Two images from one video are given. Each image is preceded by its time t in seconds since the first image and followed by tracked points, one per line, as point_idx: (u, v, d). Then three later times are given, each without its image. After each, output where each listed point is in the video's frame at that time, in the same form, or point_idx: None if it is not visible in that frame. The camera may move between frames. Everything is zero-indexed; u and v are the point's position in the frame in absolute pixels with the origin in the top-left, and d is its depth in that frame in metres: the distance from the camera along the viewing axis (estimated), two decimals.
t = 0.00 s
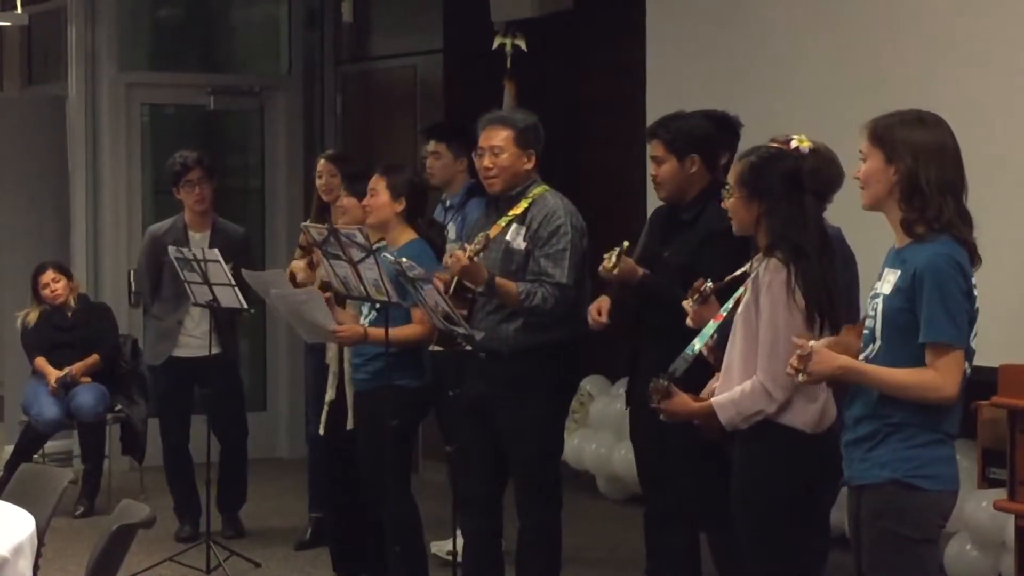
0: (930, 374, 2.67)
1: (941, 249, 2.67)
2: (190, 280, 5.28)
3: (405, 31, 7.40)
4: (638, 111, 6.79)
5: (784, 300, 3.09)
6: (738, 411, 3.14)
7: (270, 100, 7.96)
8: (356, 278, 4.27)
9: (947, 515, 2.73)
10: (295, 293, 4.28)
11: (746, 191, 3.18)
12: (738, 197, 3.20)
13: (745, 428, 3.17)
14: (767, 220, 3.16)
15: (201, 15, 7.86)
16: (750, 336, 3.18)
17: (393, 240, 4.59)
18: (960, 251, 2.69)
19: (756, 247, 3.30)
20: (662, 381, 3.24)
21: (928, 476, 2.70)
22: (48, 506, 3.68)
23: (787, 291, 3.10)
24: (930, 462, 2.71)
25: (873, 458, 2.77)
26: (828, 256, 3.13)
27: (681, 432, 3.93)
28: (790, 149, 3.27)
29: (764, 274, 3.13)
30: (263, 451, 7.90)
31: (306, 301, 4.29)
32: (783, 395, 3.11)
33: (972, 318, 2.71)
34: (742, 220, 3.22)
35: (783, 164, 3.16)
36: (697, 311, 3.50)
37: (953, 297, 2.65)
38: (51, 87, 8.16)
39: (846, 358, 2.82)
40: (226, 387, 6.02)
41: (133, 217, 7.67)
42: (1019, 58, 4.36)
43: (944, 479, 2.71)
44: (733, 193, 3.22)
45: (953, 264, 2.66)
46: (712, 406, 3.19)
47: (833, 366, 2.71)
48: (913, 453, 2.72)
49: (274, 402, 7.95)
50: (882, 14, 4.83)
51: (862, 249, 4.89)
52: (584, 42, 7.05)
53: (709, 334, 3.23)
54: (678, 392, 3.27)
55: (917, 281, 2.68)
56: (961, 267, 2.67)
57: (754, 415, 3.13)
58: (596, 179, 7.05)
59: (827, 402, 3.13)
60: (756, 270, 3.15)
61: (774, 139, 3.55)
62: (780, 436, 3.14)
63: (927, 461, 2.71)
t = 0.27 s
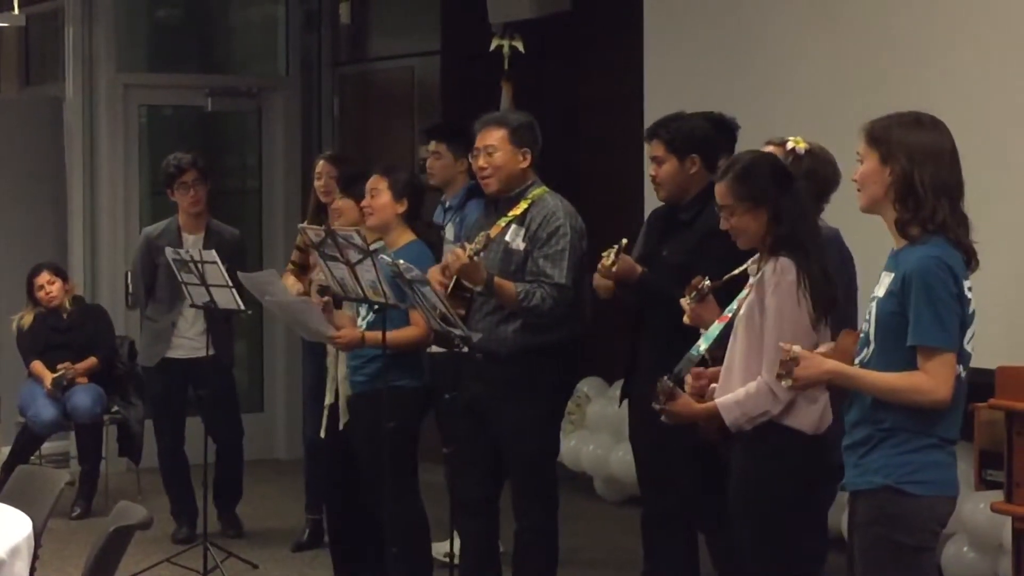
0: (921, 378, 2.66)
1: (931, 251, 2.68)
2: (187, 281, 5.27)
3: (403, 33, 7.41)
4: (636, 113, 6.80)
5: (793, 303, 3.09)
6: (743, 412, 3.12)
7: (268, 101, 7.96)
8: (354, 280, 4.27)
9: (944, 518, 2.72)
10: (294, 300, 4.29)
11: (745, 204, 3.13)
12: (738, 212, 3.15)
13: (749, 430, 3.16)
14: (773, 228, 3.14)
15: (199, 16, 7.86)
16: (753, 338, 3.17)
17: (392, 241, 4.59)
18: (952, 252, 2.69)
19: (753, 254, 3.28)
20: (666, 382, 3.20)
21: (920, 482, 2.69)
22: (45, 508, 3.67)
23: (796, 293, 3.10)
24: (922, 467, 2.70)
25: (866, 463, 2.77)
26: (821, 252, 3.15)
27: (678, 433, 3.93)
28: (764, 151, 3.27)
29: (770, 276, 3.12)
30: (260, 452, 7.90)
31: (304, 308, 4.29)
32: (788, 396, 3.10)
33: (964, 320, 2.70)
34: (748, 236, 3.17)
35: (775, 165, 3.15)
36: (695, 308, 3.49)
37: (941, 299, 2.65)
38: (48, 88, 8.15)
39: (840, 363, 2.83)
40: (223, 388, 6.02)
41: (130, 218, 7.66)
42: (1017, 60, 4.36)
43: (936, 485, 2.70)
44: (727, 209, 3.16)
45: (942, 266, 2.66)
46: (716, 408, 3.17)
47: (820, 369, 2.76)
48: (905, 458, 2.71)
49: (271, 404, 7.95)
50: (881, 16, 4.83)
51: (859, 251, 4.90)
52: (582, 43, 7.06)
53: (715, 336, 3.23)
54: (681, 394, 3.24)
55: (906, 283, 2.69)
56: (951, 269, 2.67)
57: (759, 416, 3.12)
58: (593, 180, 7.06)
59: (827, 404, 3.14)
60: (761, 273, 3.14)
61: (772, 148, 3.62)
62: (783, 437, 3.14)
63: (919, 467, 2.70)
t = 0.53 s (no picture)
0: (910, 379, 2.66)
1: (920, 251, 2.68)
2: (185, 280, 5.28)
3: (400, 32, 7.41)
4: (633, 112, 6.80)
5: (799, 297, 3.10)
6: (748, 412, 3.12)
7: (265, 100, 7.96)
8: (352, 279, 4.27)
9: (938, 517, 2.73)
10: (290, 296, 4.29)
11: (745, 202, 3.13)
12: (739, 211, 3.14)
13: (752, 429, 3.16)
14: (774, 228, 3.14)
15: (196, 14, 7.86)
16: (753, 336, 3.17)
17: (390, 241, 4.59)
18: (942, 250, 2.69)
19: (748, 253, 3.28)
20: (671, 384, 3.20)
21: (909, 482, 2.69)
22: (42, 506, 3.67)
23: (800, 294, 3.11)
24: (912, 468, 2.70)
25: (858, 463, 2.78)
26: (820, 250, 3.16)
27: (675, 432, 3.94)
28: (757, 150, 3.27)
29: (772, 275, 3.12)
30: (258, 451, 7.89)
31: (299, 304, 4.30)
32: (791, 395, 3.10)
33: (954, 318, 2.70)
34: (750, 238, 3.17)
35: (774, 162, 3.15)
36: (693, 307, 3.50)
37: (930, 299, 2.65)
38: (45, 87, 8.15)
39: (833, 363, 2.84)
40: (221, 387, 6.02)
41: (128, 216, 7.66)
42: (1014, 59, 4.37)
43: (927, 485, 2.69)
44: (727, 210, 3.15)
45: (929, 265, 2.66)
46: (720, 408, 3.16)
47: (809, 369, 2.78)
48: (895, 458, 2.72)
49: (269, 403, 7.94)
50: (878, 16, 4.84)
51: (857, 250, 4.90)
52: (579, 43, 7.06)
53: (718, 336, 3.31)
54: (685, 395, 3.23)
55: (895, 283, 2.70)
56: (939, 269, 2.67)
57: (763, 416, 3.12)
58: (591, 180, 7.06)
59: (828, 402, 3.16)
60: (762, 271, 3.15)
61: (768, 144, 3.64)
62: (784, 436, 3.14)
63: (908, 467, 2.70)
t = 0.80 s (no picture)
0: (903, 375, 2.67)
1: (913, 250, 2.68)
2: (185, 278, 5.28)
3: (401, 31, 7.41)
4: (633, 111, 6.80)
5: (798, 296, 3.10)
6: (747, 411, 3.12)
7: (265, 99, 7.96)
8: (353, 277, 4.27)
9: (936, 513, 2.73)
10: (285, 284, 4.32)
11: (749, 198, 3.13)
12: (742, 206, 3.14)
13: (751, 427, 3.16)
14: (774, 226, 3.14)
15: (196, 13, 7.86)
16: (754, 334, 3.17)
17: (390, 238, 4.59)
18: (936, 249, 2.69)
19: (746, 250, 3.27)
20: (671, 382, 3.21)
21: (903, 477, 2.70)
22: (42, 504, 3.67)
23: (801, 293, 3.11)
24: (906, 462, 2.70)
25: (852, 458, 2.78)
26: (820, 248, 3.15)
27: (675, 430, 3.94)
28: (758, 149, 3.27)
29: (772, 274, 3.11)
30: (258, 449, 7.89)
31: (295, 292, 4.33)
32: (790, 393, 3.12)
33: (948, 318, 2.70)
34: (751, 234, 3.17)
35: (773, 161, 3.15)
36: (693, 307, 3.50)
37: (922, 297, 2.65)
38: (46, 85, 8.15)
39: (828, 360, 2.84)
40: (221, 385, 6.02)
41: (128, 214, 7.66)
42: (1014, 57, 4.37)
43: (921, 480, 2.70)
44: (730, 205, 3.15)
45: (921, 264, 2.66)
46: (719, 406, 3.17)
47: (805, 365, 2.78)
48: (889, 453, 2.72)
49: (269, 401, 7.94)
50: (878, 14, 4.84)
51: (858, 248, 4.90)
52: (580, 41, 7.06)
53: (718, 333, 3.29)
54: (685, 393, 3.24)
55: (888, 281, 2.70)
56: (932, 267, 2.67)
57: (762, 413, 3.12)
58: (591, 178, 7.06)
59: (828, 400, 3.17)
60: (762, 269, 3.14)
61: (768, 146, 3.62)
62: (785, 435, 3.14)
63: (902, 462, 2.70)
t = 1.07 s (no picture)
0: (903, 373, 2.67)
1: (913, 249, 2.68)
2: (189, 277, 5.28)
3: (404, 29, 7.41)
4: (636, 110, 6.80)
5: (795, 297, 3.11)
6: (747, 410, 3.12)
7: (268, 97, 7.95)
8: (355, 276, 4.27)
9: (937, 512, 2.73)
10: (289, 294, 4.30)
11: (741, 192, 3.12)
12: (735, 200, 3.14)
13: (752, 427, 3.16)
14: (768, 218, 3.12)
15: (200, 11, 7.86)
16: (755, 334, 3.17)
17: (392, 236, 4.58)
18: (936, 248, 2.69)
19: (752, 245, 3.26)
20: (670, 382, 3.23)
21: (906, 473, 2.70)
22: (46, 502, 3.67)
23: (797, 291, 3.11)
24: (908, 459, 2.70)
25: (854, 455, 2.78)
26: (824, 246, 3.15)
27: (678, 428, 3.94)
28: (770, 146, 3.25)
29: (771, 273, 3.13)
30: (261, 448, 7.89)
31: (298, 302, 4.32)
32: (791, 393, 3.11)
33: (949, 317, 2.70)
34: (743, 225, 3.16)
35: (779, 161, 3.13)
36: (695, 307, 3.50)
37: (922, 297, 2.66)
38: (49, 83, 8.15)
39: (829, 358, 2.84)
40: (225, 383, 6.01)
41: (131, 213, 7.66)
42: (1016, 57, 4.37)
43: (923, 476, 2.70)
44: (728, 198, 3.16)
45: (923, 263, 2.66)
46: (719, 406, 3.17)
47: (805, 363, 2.78)
48: (890, 449, 2.72)
49: (272, 399, 7.94)
50: (881, 13, 4.83)
51: (861, 248, 4.89)
52: (583, 40, 7.06)
53: (718, 333, 3.25)
54: (686, 392, 3.26)
55: (888, 280, 2.70)
56: (933, 267, 2.67)
57: (762, 413, 3.12)
58: (594, 177, 7.06)
59: (831, 401, 3.16)
60: (762, 269, 3.16)
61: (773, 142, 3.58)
62: (787, 435, 3.14)
63: (903, 458, 2.71)
